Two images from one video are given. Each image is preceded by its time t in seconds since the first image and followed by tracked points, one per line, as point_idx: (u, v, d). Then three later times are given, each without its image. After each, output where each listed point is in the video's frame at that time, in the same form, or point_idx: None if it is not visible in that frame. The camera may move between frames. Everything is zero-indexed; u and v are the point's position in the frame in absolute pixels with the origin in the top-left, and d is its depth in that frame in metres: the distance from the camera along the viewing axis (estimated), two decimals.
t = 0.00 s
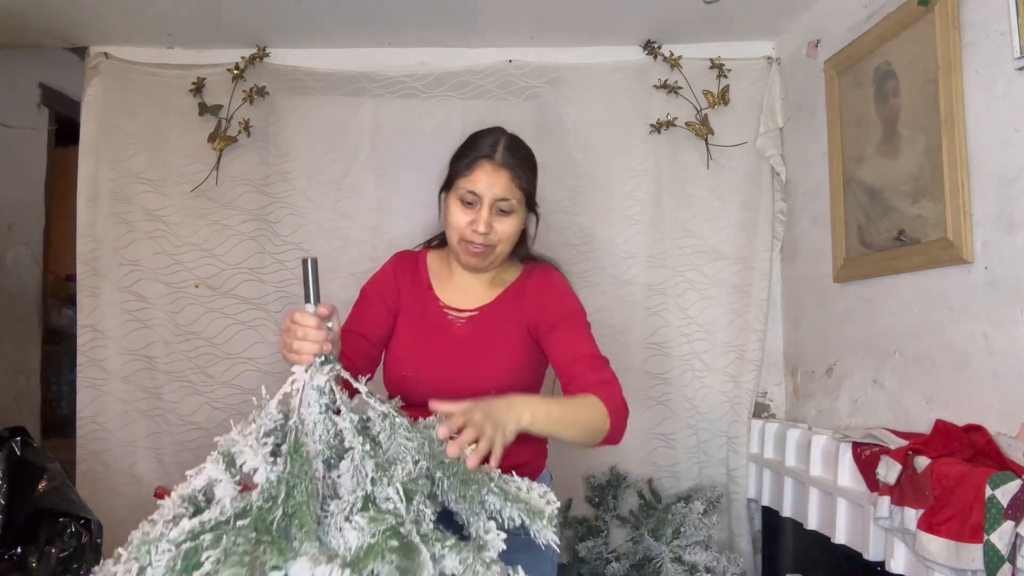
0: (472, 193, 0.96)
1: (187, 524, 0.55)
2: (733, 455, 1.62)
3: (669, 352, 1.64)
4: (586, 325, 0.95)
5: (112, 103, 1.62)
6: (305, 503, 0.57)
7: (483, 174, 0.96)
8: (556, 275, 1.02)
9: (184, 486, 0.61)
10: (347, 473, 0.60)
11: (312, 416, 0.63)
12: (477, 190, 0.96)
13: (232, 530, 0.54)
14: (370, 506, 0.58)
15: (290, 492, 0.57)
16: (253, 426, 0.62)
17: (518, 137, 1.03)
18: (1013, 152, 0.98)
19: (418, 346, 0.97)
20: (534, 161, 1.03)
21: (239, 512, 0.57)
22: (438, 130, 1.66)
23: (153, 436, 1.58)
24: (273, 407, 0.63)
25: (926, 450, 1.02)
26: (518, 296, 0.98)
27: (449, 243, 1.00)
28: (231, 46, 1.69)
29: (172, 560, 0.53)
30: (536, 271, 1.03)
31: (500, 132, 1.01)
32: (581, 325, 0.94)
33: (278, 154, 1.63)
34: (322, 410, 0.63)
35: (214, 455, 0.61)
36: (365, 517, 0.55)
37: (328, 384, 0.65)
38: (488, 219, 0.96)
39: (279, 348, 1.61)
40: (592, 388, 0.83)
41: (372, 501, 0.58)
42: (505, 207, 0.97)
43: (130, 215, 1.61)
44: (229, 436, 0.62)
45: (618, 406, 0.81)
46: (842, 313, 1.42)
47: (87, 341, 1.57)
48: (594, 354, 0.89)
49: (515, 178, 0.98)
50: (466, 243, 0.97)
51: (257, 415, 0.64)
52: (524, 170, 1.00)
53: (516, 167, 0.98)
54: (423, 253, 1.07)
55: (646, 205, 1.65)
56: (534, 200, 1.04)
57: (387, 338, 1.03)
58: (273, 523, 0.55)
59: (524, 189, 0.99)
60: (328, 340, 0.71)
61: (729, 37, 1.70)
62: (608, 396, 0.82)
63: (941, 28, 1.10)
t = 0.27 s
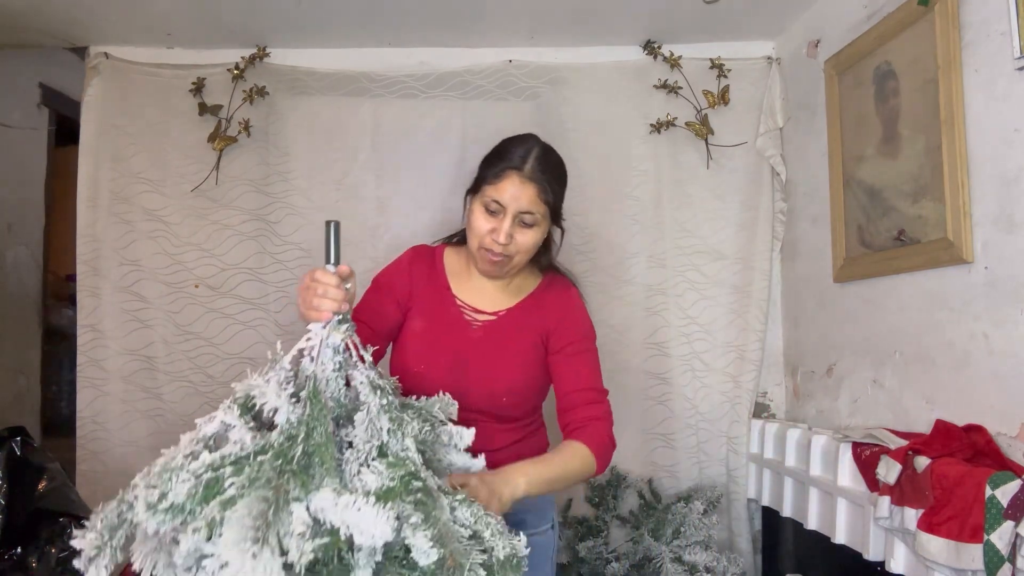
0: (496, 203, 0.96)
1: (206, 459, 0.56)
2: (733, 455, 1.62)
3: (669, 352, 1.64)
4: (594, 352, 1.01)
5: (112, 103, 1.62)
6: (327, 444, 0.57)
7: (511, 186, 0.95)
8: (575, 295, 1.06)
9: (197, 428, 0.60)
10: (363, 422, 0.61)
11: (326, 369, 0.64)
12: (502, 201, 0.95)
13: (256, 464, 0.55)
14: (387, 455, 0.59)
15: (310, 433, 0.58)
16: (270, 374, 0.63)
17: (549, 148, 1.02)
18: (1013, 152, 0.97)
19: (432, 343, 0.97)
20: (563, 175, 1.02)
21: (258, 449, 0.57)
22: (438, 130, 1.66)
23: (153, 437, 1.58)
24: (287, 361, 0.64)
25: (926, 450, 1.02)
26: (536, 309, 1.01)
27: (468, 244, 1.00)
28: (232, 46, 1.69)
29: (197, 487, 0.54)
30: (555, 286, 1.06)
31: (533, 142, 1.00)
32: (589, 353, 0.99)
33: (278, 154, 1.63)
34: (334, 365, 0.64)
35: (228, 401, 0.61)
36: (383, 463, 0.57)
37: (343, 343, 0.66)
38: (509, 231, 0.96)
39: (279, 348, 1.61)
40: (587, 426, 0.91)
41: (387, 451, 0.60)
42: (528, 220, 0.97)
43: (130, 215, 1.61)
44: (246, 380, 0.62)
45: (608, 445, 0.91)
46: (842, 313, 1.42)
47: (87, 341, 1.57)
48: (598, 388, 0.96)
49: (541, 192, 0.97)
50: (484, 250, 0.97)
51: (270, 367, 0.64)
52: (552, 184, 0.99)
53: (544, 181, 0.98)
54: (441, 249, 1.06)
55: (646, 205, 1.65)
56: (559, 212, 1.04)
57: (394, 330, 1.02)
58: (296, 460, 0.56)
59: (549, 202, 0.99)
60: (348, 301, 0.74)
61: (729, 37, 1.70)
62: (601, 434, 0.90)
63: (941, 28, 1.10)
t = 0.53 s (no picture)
0: (512, 211, 0.95)
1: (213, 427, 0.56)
2: (733, 455, 1.62)
3: (669, 353, 1.64)
4: (588, 380, 1.00)
5: (112, 103, 1.62)
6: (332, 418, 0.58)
7: (528, 195, 0.95)
8: (585, 318, 1.05)
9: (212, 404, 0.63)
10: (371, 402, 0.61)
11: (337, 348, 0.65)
12: (518, 209, 0.95)
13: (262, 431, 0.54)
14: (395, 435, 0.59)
15: (318, 407, 0.59)
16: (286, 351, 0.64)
17: (571, 160, 1.01)
18: (1013, 152, 0.98)
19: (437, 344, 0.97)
20: (582, 187, 1.02)
21: (266, 419, 0.57)
22: (438, 130, 1.66)
23: (154, 437, 1.58)
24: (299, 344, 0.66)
25: (926, 450, 1.02)
26: (541, 325, 1.01)
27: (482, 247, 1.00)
28: (231, 46, 1.69)
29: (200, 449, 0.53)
30: (566, 305, 1.05)
31: (554, 154, 0.99)
32: (582, 380, 0.99)
33: (278, 154, 1.63)
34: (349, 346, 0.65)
35: (240, 379, 0.63)
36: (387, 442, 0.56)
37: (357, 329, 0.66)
38: (521, 240, 0.95)
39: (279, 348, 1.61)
40: (558, 458, 0.91)
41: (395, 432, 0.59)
42: (542, 230, 0.97)
43: (130, 215, 1.61)
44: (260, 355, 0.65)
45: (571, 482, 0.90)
46: (842, 313, 1.42)
47: (87, 341, 1.57)
48: (579, 419, 0.96)
49: (558, 205, 0.97)
50: (495, 256, 0.97)
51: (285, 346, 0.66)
52: (569, 197, 0.98)
53: (561, 194, 0.97)
54: (456, 249, 1.07)
55: (646, 205, 1.65)
56: (577, 224, 1.03)
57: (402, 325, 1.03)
58: (301, 428, 0.57)
59: (566, 215, 0.98)
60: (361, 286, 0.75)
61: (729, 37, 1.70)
62: (566, 468, 0.90)
63: (941, 28, 1.10)
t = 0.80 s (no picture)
0: (520, 213, 0.95)
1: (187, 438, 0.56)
2: (733, 455, 1.62)
3: (669, 353, 1.64)
4: (596, 381, 1.01)
5: (112, 103, 1.62)
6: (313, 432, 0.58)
7: (536, 198, 0.95)
8: (591, 320, 1.06)
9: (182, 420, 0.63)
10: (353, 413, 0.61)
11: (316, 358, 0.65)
12: (525, 212, 0.95)
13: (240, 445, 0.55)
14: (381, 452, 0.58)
15: (297, 421, 0.59)
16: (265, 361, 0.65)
17: (581, 163, 1.00)
18: (1013, 152, 0.98)
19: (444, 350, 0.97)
20: (591, 192, 1.02)
21: (242, 432, 0.58)
22: (438, 130, 1.66)
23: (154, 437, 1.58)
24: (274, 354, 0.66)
25: (926, 450, 1.02)
26: (548, 327, 1.01)
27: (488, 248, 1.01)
28: (231, 46, 1.69)
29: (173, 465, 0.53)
30: (572, 308, 1.06)
31: (564, 157, 0.99)
32: (590, 382, 1.00)
33: (278, 154, 1.63)
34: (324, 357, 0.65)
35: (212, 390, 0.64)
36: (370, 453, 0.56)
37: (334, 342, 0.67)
38: (528, 243, 0.96)
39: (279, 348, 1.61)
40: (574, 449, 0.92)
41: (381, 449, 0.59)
42: (549, 233, 0.97)
43: (130, 215, 1.61)
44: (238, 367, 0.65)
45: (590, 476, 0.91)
46: (842, 313, 1.42)
47: (87, 341, 1.57)
48: (590, 417, 0.97)
49: (566, 209, 0.97)
50: (501, 257, 0.97)
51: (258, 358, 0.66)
52: (578, 201, 0.99)
53: (570, 198, 0.97)
54: (461, 250, 1.07)
55: (646, 205, 1.65)
56: (585, 228, 1.03)
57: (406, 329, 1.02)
58: (283, 442, 0.56)
59: (574, 219, 0.99)
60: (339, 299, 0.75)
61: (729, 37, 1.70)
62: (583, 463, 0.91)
63: (941, 28, 1.10)
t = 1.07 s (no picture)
0: (525, 212, 0.95)
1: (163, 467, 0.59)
2: (733, 455, 1.62)
3: (669, 353, 1.64)
4: (601, 373, 1.02)
5: (112, 103, 1.62)
6: (285, 469, 0.57)
7: (541, 197, 0.95)
8: (594, 313, 1.07)
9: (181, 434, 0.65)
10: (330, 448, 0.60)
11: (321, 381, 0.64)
12: (530, 210, 0.95)
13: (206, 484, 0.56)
14: (353, 488, 0.57)
15: (271, 455, 0.59)
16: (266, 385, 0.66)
17: (586, 161, 1.00)
18: (1013, 152, 0.98)
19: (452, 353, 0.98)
20: (596, 189, 1.01)
21: (217, 464, 0.59)
22: (438, 130, 1.66)
23: (154, 437, 1.57)
24: (281, 378, 0.67)
25: (926, 450, 1.02)
26: (552, 322, 1.02)
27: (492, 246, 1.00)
28: (231, 46, 1.69)
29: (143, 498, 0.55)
30: (575, 302, 1.07)
31: (569, 155, 0.99)
32: (595, 373, 1.01)
33: (278, 154, 1.63)
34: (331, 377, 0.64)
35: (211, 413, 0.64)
36: (337, 496, 0.55)
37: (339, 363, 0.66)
38: (533, 242, 0.95)
39: (279, 348, 1.61)
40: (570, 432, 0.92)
41: (356, 484, 0.57)
42: (553, 232, 0.97)
43: (130, 215, 1.61)
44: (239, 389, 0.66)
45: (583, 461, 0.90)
46: (842, 313, 1.42)
47: (87, 341, 1.57)
48: (593, 408, 0.97)
49: (571, 208, 0.97)
50: (505, 256, 0.97)
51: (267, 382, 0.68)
52: (583, 199, 0.98)
53: (576, 196, 0.97)
54: (465, 249, 1.07)
55: (646, 205, 1.65)
56: (590, 225, 1.03)
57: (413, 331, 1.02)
58: (248, 480, 0.57)
59: (579, 217, 0.98)
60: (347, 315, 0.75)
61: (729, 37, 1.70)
62: (580, 451, 0.91)
63: (941, 28, 1.10)
